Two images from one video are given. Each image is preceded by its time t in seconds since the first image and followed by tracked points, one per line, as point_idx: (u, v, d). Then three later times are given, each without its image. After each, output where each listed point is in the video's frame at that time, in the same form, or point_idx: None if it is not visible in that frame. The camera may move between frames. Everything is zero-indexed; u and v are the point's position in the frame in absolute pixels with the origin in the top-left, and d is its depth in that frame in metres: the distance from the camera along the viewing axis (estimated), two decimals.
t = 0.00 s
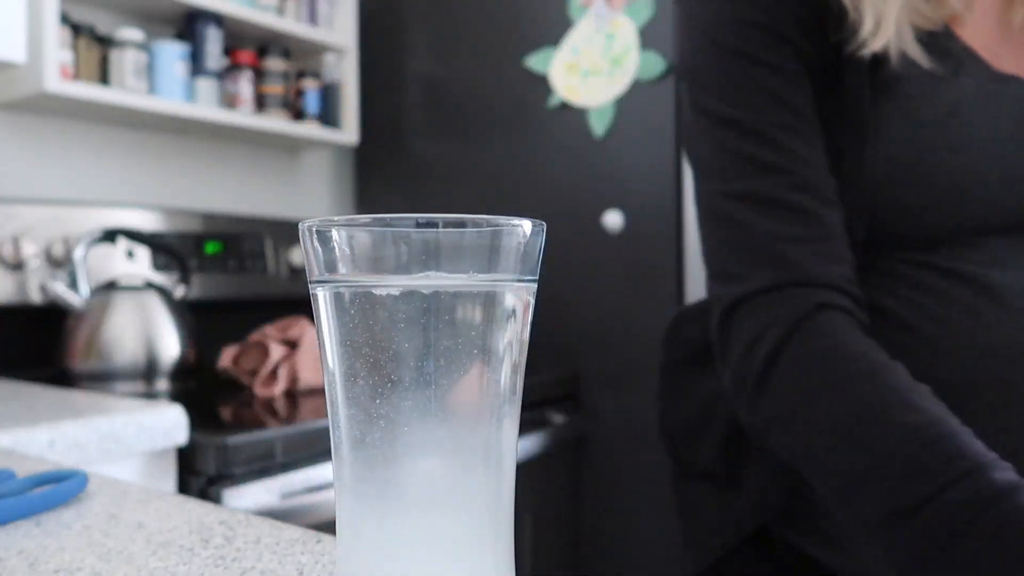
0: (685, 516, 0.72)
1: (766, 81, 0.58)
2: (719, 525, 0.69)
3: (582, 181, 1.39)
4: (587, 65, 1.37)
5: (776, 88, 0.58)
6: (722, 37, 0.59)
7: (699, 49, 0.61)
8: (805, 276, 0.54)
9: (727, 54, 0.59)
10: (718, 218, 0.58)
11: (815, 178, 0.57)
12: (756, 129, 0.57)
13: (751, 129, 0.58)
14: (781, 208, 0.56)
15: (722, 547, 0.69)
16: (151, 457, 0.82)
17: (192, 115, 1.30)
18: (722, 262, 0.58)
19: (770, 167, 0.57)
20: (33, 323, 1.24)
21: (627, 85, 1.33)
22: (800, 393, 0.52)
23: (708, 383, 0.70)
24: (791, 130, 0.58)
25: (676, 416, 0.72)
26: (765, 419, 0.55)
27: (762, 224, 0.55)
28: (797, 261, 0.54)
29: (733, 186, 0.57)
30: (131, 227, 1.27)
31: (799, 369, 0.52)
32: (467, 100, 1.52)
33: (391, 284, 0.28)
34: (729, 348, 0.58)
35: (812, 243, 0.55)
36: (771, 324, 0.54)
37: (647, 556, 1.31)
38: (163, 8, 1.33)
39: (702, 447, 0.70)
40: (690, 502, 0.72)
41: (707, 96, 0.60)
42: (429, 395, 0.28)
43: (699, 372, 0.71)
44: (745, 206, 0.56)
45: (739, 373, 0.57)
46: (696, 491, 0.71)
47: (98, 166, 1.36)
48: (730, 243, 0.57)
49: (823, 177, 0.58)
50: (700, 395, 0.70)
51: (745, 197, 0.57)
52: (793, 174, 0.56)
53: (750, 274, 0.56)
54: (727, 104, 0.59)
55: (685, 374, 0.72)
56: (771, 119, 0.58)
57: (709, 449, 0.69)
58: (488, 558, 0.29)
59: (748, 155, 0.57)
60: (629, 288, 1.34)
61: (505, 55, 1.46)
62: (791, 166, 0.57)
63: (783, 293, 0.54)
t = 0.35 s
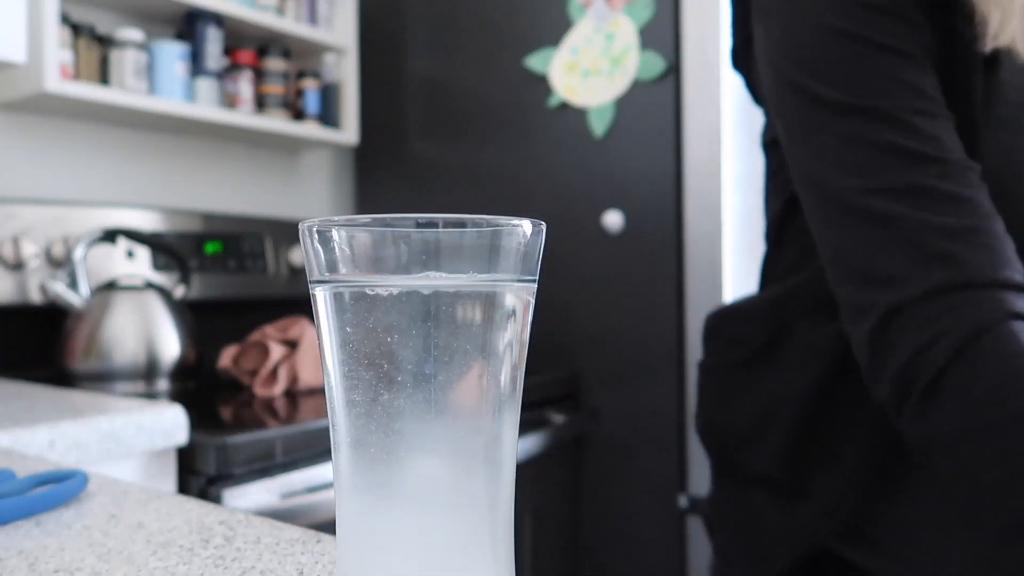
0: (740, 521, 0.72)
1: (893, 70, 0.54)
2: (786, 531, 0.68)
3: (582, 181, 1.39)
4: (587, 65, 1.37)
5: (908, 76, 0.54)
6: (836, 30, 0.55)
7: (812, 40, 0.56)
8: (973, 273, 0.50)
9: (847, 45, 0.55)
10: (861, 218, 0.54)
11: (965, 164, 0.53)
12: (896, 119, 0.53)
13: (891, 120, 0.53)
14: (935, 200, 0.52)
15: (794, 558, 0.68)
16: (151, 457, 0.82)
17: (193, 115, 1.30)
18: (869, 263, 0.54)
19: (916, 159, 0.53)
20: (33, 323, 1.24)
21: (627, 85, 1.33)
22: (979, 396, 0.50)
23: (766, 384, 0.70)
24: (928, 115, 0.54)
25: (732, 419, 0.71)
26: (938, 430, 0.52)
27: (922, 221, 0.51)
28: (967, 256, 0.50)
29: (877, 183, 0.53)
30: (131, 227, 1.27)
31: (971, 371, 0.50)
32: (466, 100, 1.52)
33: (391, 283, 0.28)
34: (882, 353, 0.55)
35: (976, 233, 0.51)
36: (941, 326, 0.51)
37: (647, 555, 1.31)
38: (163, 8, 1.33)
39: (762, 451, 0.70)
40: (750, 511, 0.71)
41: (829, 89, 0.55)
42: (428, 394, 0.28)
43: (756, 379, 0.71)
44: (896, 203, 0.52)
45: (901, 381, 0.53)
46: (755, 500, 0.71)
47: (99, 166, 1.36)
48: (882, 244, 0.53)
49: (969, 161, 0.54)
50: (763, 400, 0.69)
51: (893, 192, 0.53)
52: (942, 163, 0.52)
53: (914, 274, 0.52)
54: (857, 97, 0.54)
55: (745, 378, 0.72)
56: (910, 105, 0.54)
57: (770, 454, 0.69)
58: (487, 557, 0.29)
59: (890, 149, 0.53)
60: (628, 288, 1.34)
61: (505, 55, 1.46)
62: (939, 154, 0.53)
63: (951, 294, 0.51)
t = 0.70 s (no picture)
0: (741, 521, 0.72)
1: (887, 69, 0.54)
2: (784, 532, 0.68)
3: (582, 181, 1.39)
4: (587, 65, 1.37)
5: (906, 75, 0.54)
6: (840, 25, 0.56)
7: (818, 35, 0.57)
8: (948, 274, 0.50)
9: (849, 42, 0.55)
10: (845, 214, 0.54)
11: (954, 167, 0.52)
12: (887, 117, 0.53)
13: (882, 118, 0.53)
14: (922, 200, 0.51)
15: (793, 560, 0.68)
16: (151, 457, 0.82)
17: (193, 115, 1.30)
18: (849, 259, 0.54)
19: (902, 158, 0.52)
20: (33, 323, 1.24)
21: (627, 85, 1.33)
22: (941, 397, 0.49)
23: (768, 385, 0.70)
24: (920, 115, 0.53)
25: (736, 420, 0.72)
26: (904, 427, 0.51)
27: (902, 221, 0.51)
28: (944, 258, 0.50)
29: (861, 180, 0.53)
30: (132, 227, 1.27)
31: (937, 373, 0.50)
32: (466, 100, 1.52)
33: (390, 283, 0.28)
34: (863, 350, 0.55)
35: (956, 236, 0.50)
36: (914, 325, 0.51)
37: (647, 554, 1.31)
38: (163, 8, 1.33)
39: (765, 452, 0.70)
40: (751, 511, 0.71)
41: (826, 84, 0.56)
42: (428, 394, 0.28)
43: (758, 380, 0.71)
44: (878, 200, 0.52)
45: (875, 378, 0.54)
46: (757, 501, 0.71)
47: (98, 166, 1.36)
48: (862, 243, 0.53)
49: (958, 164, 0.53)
50: (765, 400, 0.70)
51: (877, 190, 0.53)
52: (929, 163, 0.52)
53: (892, 272, 0.52)
54: (852, 95, 0.54)
55: (747, 378, 0.72)
56: (902, 105, 0.53)
57: (771, 454, 0.69)
58: (486, 559, 0.29)
59: (877, 147, 0.53)
60: (629, 288, 1.34)
61: (505, 54, 1.46)
62: (926, 154, 0.52)
63: (928, 294, 0.50)
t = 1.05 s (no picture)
0: (733, 518, 0.71)
1: (884, 51, 0.54)
2: (778, 530, 0.68)
3: (582, 181, 1.39)
4: (587, 65, 1.37)
5: (905, 55, 0.54)
6: (833, 12, 0.55)
7: (812, 24, 0.56)
8: (963, 255, 0.49)
9: (843, 27, 0.55)
10: (852, 201, 0.54)
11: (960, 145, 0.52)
12: (890, 100, 0.53)
13: (882, 102, 0.53)
14: (933, 181, 0.51)
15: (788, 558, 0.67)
16: (151, 457, 0.82)
17: (193, 115, 1.30)
18: (859, 246, 0.54)
19: (905, 140, 0.52)
20: (33, 323, 1.24)
21: (627, 85, 1.33)
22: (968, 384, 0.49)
23: (761, 381, 0.70)
24: (920, 95, 0.53)
25: (726, 418, 0.72)
26: (926, 417, 0.51)
27: (917, 201, 0.51)
28: (958, 237, 0.50)
29: (866, 165, 0.53)
30: (132, 226, 1.27)
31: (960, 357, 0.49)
32: (466, 100, 1.52)
33: (390, 282, 0.28)
34: (875, 338, 0.54)
35: (969, 214, 0.50)
36: (931, 309, 0.50)
37: (647, 554, 1.31)
38: (163, 8, 1.33)
39: (758, 449, 0.69)
40: (741, 509, 0.71)
41: (823, 72, 0.55)
42: (428, 393, 0.28)
43: (750, 376, 0.71)
44: (885, 184, 0.52)
45: (890, 367, 0.53)
46: (749, 499, 0.71)
47: (98, 166, 1.36)
48: (874, 230, 0.53)
49: (964, 143, 0.53)
50: (757, 397, 0.69)
51: (883, 175, 0.52)
52: (937, 143, 0.52)
53: (904, 256, 0.52)
54: (853, 81, 0.54)
55: (739, 375, 0.72)
56: (901, 86, 0.53)
57: (763, 451, 0.69)
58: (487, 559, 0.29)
59: (879, 131, 0.53)
60: (629, 288, 1.34)
61: (505, 55, 1.46)
62: (933, 134, 0.52)
63: (942, 276, 0.50)
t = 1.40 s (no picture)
0: (730, 522, 0.72)
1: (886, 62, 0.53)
2: (776, 533, 0.68)
3: (582, 181, 1.39)
4: (587, 65, 1.37)
5: (907, 65, 0.54)
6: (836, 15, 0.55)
7: (811, 29, 0.56)
8: (964, 273, 0.50)
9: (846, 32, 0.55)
10: (851, 212, 0.54)
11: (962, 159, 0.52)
12: (891, 110, 0.53)
13: (883, 114, 0.53)
14: (931, 196, 0.51)
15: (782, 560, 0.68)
16: (151, 457, 0.82)
17: (193, 115, 1.30)
18: (857, 260, 0.54)
19: (907, 152, 0.52)
20: (34, 323, 1.24)
21: (627, 85, 1.33)
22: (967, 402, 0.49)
23: (758, 381, 0.70)
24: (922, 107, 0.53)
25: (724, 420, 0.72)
26: (927, 432, 0.52)
27: (914, 219, 0.51)
28: (959, 254, 0.50)
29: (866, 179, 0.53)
30: (132, 226, 1.27)
31: (962, 373, 0.50)
32: (466, 100, 1.52)
33: (391, 283, 0.28)
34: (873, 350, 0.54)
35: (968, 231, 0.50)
36: (932, 327, 0.51)
37: (646, 553, 1.31)
38: (163, 8, 1.33)
39: (753, 452, 0.69)
40: (739, 511, 0.71)
41: (824, 81, 0.55)
42: (429, 395, 0.28)
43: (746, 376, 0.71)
44: (885, 200, 0.52)
45: (889, 376, 0.53)
46: (745, 502, 0.71)
47: (98, 166, 1.36)
48: (874, 242, 0.53)
49: (965, 155, 0.53)
50: (754, 399, 0.69)
51: (884, 186, 0.52)
52: (937, 157, 0.52)
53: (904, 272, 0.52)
54: (854, 88, 0.54)
55: (736, 376, 0.72)
56: (903, 98, 0.53)
57: (759, 454, 0.69)
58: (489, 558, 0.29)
59: (880, 142, 0.53)
60: (629, 288, 1.34)
61: (505, 54, 1.46)
62: (931, 148, 0.52)
63: (945, 293, 0.50)
